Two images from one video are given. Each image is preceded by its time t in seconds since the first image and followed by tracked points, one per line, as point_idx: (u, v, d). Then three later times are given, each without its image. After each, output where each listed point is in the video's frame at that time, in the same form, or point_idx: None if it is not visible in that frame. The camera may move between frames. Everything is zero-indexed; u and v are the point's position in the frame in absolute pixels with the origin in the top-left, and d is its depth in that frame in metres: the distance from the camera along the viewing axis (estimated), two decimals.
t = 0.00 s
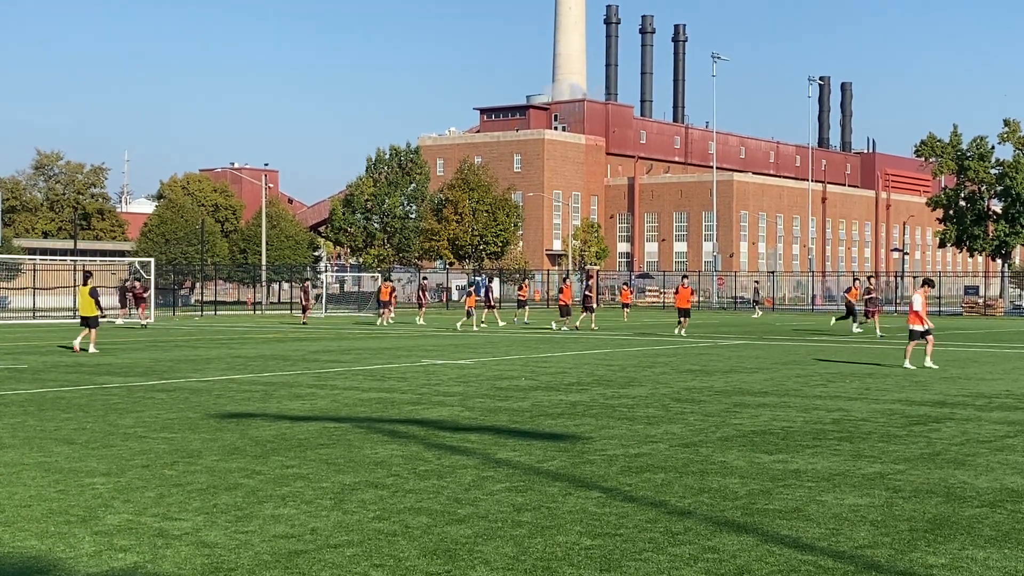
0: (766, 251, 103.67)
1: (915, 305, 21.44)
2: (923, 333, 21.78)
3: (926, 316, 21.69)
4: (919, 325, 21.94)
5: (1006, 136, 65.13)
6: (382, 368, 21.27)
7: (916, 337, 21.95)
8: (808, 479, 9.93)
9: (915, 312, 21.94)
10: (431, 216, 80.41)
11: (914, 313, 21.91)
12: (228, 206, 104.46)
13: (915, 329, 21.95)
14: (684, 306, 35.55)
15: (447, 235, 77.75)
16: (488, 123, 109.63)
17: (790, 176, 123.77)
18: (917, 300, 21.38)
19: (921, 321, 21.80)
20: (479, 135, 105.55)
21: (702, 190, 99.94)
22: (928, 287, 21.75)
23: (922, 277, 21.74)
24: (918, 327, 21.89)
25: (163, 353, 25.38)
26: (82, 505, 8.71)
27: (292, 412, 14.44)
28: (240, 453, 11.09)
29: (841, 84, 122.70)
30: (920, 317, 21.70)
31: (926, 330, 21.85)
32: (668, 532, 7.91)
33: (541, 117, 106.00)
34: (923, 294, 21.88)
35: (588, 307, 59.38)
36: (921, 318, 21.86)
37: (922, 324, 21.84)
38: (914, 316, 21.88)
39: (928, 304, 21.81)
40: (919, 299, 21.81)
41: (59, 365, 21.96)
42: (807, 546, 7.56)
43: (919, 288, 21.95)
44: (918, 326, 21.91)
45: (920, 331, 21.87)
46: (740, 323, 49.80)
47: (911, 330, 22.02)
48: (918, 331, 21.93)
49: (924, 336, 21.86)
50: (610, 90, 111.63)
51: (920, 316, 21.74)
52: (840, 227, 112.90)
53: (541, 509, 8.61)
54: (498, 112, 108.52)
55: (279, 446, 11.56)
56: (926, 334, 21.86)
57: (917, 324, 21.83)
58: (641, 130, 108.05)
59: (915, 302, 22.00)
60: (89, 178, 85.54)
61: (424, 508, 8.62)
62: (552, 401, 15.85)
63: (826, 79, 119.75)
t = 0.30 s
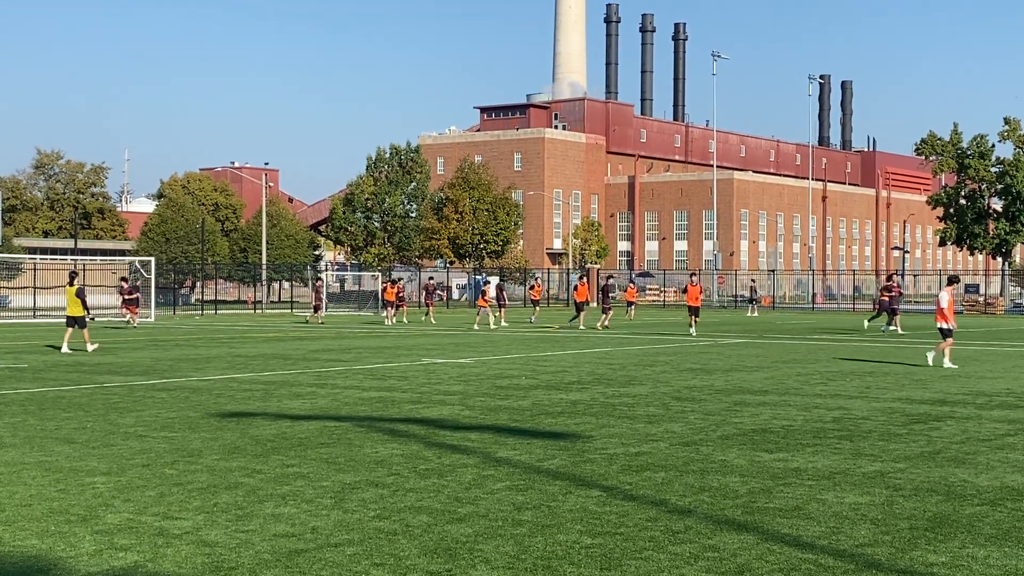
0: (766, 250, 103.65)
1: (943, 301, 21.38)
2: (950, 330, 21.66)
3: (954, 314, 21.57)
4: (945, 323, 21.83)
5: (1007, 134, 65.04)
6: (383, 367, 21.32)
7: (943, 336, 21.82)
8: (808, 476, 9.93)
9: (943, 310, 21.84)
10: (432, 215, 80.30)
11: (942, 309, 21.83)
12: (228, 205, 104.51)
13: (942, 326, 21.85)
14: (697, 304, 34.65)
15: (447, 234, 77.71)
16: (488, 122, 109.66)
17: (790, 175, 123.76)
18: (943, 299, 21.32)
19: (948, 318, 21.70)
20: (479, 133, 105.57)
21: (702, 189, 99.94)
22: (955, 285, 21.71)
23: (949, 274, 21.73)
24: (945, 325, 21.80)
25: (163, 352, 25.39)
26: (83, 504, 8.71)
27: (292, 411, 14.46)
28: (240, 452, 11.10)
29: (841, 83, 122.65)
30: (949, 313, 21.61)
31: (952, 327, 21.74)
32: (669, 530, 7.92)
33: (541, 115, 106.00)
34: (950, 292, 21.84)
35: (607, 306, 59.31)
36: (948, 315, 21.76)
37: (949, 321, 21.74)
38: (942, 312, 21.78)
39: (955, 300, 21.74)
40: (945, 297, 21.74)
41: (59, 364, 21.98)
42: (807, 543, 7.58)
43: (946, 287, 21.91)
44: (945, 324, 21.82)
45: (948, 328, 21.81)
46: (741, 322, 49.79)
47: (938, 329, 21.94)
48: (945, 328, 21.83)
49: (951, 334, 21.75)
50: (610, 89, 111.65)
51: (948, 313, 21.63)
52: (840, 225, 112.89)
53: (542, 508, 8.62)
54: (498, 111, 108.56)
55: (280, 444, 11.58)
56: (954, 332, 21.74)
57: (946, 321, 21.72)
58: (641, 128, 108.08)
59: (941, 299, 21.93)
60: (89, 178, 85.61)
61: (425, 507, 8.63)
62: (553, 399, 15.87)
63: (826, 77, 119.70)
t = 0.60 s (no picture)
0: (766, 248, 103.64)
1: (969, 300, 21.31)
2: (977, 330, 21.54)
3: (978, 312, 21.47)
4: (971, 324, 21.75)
5: (1007, 132, 65.03)
6: (384, 366, 21.31)
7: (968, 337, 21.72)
8: (808, 475, 9.93)
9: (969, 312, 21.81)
10: (433, 213, 80.24)
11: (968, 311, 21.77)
12: (229, 203, 104.48)
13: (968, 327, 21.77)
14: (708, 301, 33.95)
15: (448, 232, 77.64)
16: (488, 120, 109.66)
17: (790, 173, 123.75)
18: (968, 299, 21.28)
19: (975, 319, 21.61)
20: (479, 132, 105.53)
21: (702, 187, 99.92)
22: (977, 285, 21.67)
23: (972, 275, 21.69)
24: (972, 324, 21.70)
25: (164, 351, 25.37)
26: (84, 503, 8.71)
27: (293, 409, 14.45)
28: (241, 451, 11.10)
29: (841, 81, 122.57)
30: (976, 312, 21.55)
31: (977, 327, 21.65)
32: (668, 528, 7.92)
33: (541, 114, 105.95)
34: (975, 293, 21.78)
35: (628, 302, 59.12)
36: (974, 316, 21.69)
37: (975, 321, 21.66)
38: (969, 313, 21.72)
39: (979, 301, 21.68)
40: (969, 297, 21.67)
41: (60, 363, 21.96)
42: (808, 542, 7.58)
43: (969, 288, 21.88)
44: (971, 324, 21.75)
45: (975, 329, 21.78)
46: (742, 320, 49.72)
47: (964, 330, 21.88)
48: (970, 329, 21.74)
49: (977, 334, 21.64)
50: (610, 87, 111.63)
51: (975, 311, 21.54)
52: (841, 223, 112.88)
53: (542, 507, 8.61)
54: (498, 110, 108.56)
55: (281, 443, 11.59)
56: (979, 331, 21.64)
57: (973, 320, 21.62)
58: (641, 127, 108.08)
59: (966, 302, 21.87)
60: (90, 176, 85.48)
61: (425, 505, 8.63)
62: (553, 398, 15.86)
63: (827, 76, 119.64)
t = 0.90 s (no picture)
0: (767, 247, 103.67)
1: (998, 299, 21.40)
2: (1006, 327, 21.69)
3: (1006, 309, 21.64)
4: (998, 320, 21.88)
5: (1008, 130, 64.95)
6: (385, 364, 21.31)
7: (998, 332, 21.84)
8: (808, 473, 9.93)
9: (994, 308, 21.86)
10: (433, 212, 80.16)
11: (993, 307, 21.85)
12: (229, 202, 104.39)
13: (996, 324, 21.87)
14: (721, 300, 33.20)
15: (448, 230, 77.54)
16: (488, 119, 109.65)
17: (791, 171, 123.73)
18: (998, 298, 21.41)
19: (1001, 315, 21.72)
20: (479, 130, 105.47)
21: (703, 186, 99.92)
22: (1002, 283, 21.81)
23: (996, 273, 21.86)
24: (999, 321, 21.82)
25: (165, 350, 25.36)
26: (84, 501, 8.72)
27: (293, 408, 14.45)
28: (241, 449, 11.10)
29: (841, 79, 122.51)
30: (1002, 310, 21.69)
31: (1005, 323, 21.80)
32: (669, 527, 7.92)
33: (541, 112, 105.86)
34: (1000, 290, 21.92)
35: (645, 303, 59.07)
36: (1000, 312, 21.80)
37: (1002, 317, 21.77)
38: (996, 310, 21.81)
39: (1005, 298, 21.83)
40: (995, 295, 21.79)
41: (60, 362, 21.95)
42: (808, 540, 7.57)
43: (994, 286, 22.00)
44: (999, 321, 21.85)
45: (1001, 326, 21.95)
46: (743, 319, 49.74)
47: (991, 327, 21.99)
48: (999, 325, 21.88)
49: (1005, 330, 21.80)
50: (610, 86, 111.57)
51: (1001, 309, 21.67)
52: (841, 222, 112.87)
53: (542, 505, 8.61)
54: (498, 108, 108.56)
55: (281, 442, 11.59)
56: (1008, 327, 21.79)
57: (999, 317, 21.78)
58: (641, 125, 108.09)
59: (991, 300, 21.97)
60: (90, 175, 85.44)
61: (425, 505, 8.63)
62: (554, 396, 15.85)
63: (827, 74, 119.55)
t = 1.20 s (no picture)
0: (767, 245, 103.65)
1: None
2: None
3: None
4: None
5: (1009, 128, 64.89)
6: (385, 362, 21.32)
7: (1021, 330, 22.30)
8: (808, 471, 9.93)
9: None
10: (433, 210, 80.07)
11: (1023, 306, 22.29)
12: (229, 200, 104.38)
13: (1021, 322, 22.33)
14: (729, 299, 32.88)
15: (448, 229, 77.60)
16: (488, 117, 109.64)
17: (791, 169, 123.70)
18: None
19: None
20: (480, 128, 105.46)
21: (703, 184, 99.93)
22: None
23: None
24: None
25: (165, 348, 25.40)
26: (84, 500, 8.72)
27: (293, 406, 14.46)
28: (242, 448, 11.10)
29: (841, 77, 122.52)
30: None
31: None
32: (670, 525, 7.92)
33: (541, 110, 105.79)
34: None
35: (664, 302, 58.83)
36: None
37: None
38: None
39: None
40: None
41: (61, 360, 21.96)
42: (808, 539, 7.58)
43: None
44: None
45: None
46: (747, 317, 49.65)
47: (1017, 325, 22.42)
48: None
49: None
50: (610, 84, 111.56)
51: None
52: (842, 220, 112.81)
53: (542, 503, 8.62)
54: (498, 106, 108.56)
55: (282, 440, 11.58)
56: None
57: None
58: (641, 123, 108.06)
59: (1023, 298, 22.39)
60: (90, 173, 85.55)
61: (425, 502, 8.63)
62: (554, 394, 15.85)
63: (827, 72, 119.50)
